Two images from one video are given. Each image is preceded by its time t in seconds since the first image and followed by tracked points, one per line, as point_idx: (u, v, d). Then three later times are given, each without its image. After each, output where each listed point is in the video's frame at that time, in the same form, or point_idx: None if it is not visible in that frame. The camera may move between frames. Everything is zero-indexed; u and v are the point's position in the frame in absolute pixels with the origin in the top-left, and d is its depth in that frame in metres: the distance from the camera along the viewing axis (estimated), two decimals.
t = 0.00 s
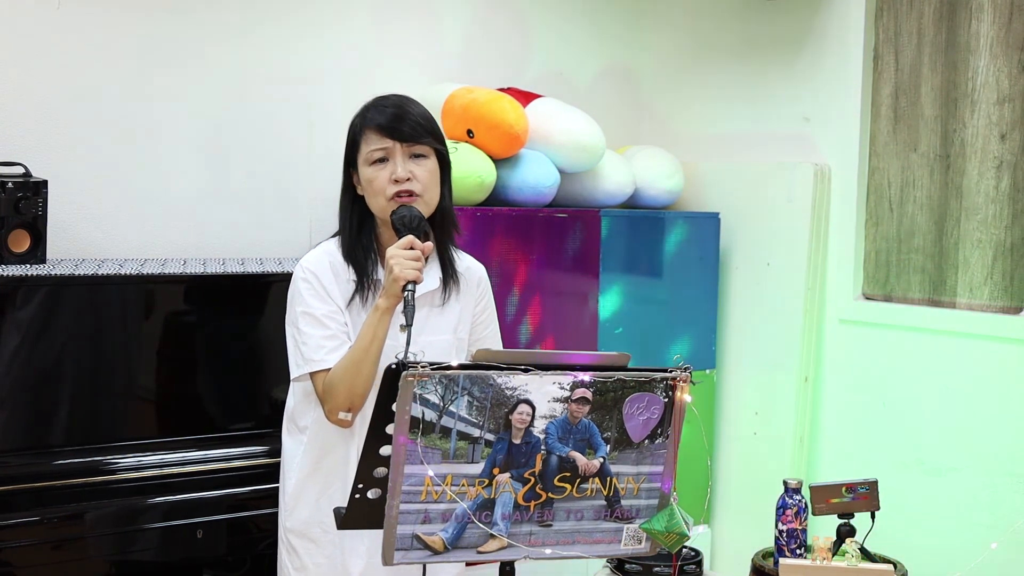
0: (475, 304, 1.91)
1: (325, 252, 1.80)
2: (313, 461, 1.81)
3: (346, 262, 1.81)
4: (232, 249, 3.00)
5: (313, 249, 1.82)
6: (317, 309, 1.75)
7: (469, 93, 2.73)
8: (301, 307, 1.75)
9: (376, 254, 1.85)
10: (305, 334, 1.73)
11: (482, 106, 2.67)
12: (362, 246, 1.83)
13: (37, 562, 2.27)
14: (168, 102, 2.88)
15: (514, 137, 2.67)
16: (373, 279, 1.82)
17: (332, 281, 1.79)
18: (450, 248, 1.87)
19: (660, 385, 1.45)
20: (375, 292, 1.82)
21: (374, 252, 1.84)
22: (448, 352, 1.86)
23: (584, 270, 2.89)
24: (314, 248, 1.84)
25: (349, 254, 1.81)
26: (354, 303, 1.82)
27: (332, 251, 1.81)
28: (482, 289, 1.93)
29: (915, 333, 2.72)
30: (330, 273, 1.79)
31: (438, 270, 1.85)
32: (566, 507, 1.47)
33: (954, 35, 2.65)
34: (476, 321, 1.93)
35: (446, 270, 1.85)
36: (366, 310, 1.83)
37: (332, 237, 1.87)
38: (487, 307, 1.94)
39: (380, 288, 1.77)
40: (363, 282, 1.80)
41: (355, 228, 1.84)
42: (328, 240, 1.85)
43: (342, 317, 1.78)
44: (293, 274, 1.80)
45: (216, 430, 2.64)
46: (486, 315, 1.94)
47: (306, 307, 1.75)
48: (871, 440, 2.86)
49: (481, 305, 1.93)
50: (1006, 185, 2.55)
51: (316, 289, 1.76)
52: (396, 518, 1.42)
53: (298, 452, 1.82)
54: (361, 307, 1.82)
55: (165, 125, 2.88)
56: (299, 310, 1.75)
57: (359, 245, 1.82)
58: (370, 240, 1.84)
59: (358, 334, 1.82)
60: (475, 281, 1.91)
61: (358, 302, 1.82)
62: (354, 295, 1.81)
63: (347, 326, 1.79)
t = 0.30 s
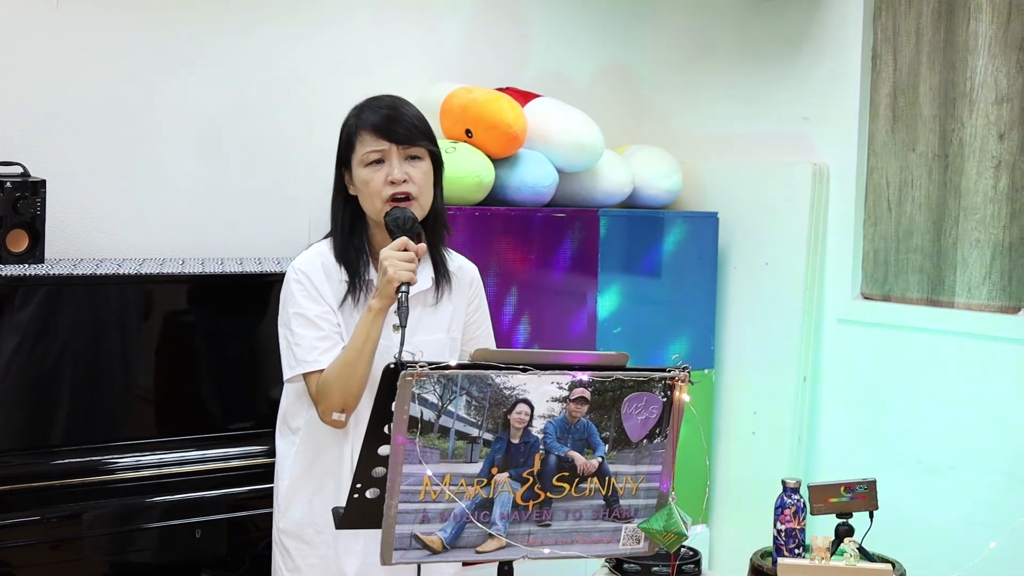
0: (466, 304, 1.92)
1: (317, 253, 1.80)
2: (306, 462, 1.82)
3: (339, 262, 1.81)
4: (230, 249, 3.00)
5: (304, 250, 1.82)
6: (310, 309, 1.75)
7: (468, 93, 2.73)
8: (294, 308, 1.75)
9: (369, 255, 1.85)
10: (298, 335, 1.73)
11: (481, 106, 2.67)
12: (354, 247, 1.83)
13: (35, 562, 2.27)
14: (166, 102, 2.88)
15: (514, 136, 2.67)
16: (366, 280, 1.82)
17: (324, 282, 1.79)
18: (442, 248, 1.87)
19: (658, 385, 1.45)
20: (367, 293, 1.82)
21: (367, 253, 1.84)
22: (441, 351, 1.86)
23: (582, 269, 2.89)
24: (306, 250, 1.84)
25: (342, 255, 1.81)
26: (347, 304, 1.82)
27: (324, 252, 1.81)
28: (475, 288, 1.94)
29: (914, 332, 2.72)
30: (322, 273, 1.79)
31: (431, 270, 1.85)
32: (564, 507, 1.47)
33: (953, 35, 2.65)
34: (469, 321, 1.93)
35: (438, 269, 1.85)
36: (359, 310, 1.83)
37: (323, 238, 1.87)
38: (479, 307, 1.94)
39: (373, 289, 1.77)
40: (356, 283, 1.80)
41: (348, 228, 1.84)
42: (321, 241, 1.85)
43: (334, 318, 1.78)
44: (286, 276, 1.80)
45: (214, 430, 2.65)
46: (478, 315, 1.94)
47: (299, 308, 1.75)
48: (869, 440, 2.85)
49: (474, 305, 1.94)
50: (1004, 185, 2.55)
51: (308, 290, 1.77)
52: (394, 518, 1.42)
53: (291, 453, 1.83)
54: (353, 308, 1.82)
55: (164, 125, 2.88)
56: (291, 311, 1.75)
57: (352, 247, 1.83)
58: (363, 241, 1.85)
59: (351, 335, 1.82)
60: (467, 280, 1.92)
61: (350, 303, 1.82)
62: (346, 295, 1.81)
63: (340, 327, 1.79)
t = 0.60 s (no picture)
0: (452, 301, 1.93)
1: (305, 252, 1.80)
2: (298, 461, 1.82)
3: (327, 261, 1.81)
4: (225, 248, 3.00)
5: (292, 249, 1.82)
6: (300, 308, 1.75)
7: (463, 92, 2.72)
8: (283, 307, 1.75)
9: (357, 254, 1.86)
10: (288, 335, 1.74)
11: (476, 105, 2.67)
12: (343, 246, 1.83)
13: (29, 561, 2.29)
14: (162, 101, 2.88)
15: (508, 135, 2.67)
16: (355, 278, 1.82)
17: (313, 281, 1.79)
18: (429, 246, 1.88)
19: (651, 383, 1.47)
20: (356, 291, 1.83)
21: (355, 251, 1.84)
22: (430, 347, 1.86)
23: (576, 268, 2.89)
24: (293, 249, 1.84)
25: (332, 254, 1.81)
26: (336, 303, 1.82)
27: (311, 251, 1.81)
28: (461, 285, 1.95)
29: (908, 330, 2.73)
30: (311, 272, 1.79)
31: (419, 267, 1.85)
32: (558, 505, 1.47)
33: (946, 33, 2.65)
34: (456, 318, 1.94)
35: (427, 266, 1.86)
36: (348, 309, 1.83)
37: (310, 237, 1.87)
38: (465, 305, 1.95)
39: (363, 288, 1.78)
40: (345, 281, 1.80)
41: (337, 226, 1.84)
42: (308, 240, 1.85)
43: (324, 316, 1.78)
44: (274, 275, 1.80)
45: (209, 430, 2.66)
46: (464, 311, 1.95)
47: (288, 306, 1.75)
48: (862, 438, 2.86)
49: (460, 302, 1.94)
50: (997, 183, 2.55)
51: (298, 289, 1.77)
52: (389, 517, 1.42)
53: (283, 454, 1.83)
54: (342, 306, 1.82)
55: (160, 124, 2.88)
56: (280, 310, 1.75)
57: (341, 245, 1.83)
58: (351, 240, 1.85)
59: (340, 334, 1.82)
60: (453, 277, 1.92)
61: (340, 301, 1.82)
62: (335, 294, 1.81)
63: (330, 325, 1.79)
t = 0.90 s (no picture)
0: (445, 299, 2.00)
1: (299, 254, 1.88)
2: (296, 458, 1.90)
3: (321, 261, 1.89)
4: (227, 249, 3.08)
5: (288, 251, 1.90)
6: (295, 307, 1.83)
7: (458, 97, 2.81)
8: (279, 307, 1.83)
9: (349, 253, 1.94)
10: (284, 334, 1.82)
11: (471, 112, 2.75)
12: (336, 245, 1.91)
13: (37, 552, 2.38)
14: (167, 107, 2.96)
15: (503, 139, 2.76)
16: (347, 277, 1.91)
17: (307, 280, 1.87)
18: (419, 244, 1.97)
19: (643, 379, 1.55)
20: (349, 289, 1.91)
21: (347, 250, 1.92)
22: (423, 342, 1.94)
23: (569, 268, 2.97)
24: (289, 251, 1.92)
25: (324, 255, 1.89)
26: (331, 301, 1.90)
27: (305, 252, 1.89)
28: (453, 283, 2.02)
29: (891, 327, 2.82)
30: (305, 273, 1.87)
31: (410, 265, 1.94)
32: (552, 498, 1.56)
33: (927, 40, 2.74)
34: (449, 315, 2.02)
35: (417, 263, 1.94)
36: (342, 306, 1.91)
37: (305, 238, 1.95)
38: (457, 303, 2.03)
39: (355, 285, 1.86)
40: (338, 280, 1.88)
41: (330, 227, 1.92)
42: (302, 241, 1.93)
43: (319, 314, 1.86)
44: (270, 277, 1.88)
45: (213, 425, 2.74)
46: (458, 310, 2.03)
47: (284, 306, 1.83)
48: (846, 432, 2.95)
49: (452, 301, 2.02)
50: (976, 185, 2.65)
51: (292, 288, 1.85)
52: (387, 510, 1.50)
53: (282, 449, 1.92)
54: (336, 304, 1.90)
55: (164, 129, 2.96)
56: (276, 309, 1.83)
57: (334, 245, 1.91)
58: (343, 239, 1.93)
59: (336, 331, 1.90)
60: (445, 276, 2.00)
61: (333, 299, 1.90)
62: (329, 292, 1.89)
63: (325, 323, 1.87)
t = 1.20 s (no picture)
0: (439, 296, 2.12)
1: (293, 257, 2.01)
2: (293, 450, 2.02)
3: (313, 263, 2.01)
4: (230, 250, 3.20)
5: (282, 254, 2.03)
6: (285, 308, 1.96)
7: (453, 105, 2.94)
8: (270, 308, 1.96)
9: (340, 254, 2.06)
10: (275, 333, 1.95)
11: (465, 120, 2.88)
12: (325, 246, 2.03)
13: (51, 541, 2.52)
14: (174, 115, 3.08)
15: (496, 145, 2.87)
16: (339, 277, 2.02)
17: (298, 282, 1.99)
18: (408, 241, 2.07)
19: (629, 374, 1.67)
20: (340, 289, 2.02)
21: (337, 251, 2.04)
22: (414, 337, 2.07)
23: (559, 268, 3.09)
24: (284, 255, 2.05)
25: (314, 257, 2.01)
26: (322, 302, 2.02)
27: (298, 256, 2.02)
28: (446, 281, 2.13)
29: (868, 324, 2.96)
30: (296, 275, 1.99)
31: (401, 263, 2.04)
32: (543, 488, 1.69)
33: (902, 51, 2.90)
34: (443, 311, 2.13)
35: (407, 262, 2.05)
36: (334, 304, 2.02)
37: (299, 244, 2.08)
38: (451, 298, 2.14)
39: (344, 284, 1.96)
40: (328, 281, 2.00)
41: (317, 230, 2.04)
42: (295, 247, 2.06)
43: (309, 314, 1.98)
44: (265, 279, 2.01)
45: (219, 418, 2.87)
46: (452, 305, 2.14)
47: (275, 307, 1.96)
48: (825, 425, 3.09)
49: (446, 297, 2.14)
50: (948, 189, 2.81)
51: (283, 290, 1.97)
52: (386, 499, 1.63)
53: (281, 443, 2.03)
54: (327, 302, 2.01)
55: (172, 137, 3.09)
56: (268, 310, 1.96)
57: (323, 246, 2.03)
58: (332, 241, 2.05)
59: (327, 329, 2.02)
60: (437, 273, 2.11)
61: (325, 299, 2.01)
62: (320, 292, 2.00)
63: (315, 322, 1.99)
